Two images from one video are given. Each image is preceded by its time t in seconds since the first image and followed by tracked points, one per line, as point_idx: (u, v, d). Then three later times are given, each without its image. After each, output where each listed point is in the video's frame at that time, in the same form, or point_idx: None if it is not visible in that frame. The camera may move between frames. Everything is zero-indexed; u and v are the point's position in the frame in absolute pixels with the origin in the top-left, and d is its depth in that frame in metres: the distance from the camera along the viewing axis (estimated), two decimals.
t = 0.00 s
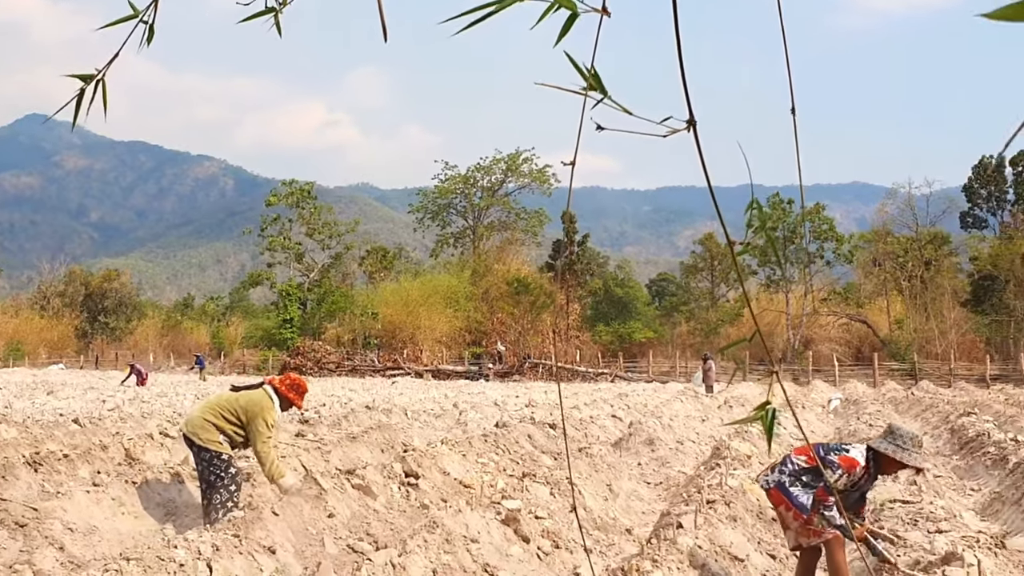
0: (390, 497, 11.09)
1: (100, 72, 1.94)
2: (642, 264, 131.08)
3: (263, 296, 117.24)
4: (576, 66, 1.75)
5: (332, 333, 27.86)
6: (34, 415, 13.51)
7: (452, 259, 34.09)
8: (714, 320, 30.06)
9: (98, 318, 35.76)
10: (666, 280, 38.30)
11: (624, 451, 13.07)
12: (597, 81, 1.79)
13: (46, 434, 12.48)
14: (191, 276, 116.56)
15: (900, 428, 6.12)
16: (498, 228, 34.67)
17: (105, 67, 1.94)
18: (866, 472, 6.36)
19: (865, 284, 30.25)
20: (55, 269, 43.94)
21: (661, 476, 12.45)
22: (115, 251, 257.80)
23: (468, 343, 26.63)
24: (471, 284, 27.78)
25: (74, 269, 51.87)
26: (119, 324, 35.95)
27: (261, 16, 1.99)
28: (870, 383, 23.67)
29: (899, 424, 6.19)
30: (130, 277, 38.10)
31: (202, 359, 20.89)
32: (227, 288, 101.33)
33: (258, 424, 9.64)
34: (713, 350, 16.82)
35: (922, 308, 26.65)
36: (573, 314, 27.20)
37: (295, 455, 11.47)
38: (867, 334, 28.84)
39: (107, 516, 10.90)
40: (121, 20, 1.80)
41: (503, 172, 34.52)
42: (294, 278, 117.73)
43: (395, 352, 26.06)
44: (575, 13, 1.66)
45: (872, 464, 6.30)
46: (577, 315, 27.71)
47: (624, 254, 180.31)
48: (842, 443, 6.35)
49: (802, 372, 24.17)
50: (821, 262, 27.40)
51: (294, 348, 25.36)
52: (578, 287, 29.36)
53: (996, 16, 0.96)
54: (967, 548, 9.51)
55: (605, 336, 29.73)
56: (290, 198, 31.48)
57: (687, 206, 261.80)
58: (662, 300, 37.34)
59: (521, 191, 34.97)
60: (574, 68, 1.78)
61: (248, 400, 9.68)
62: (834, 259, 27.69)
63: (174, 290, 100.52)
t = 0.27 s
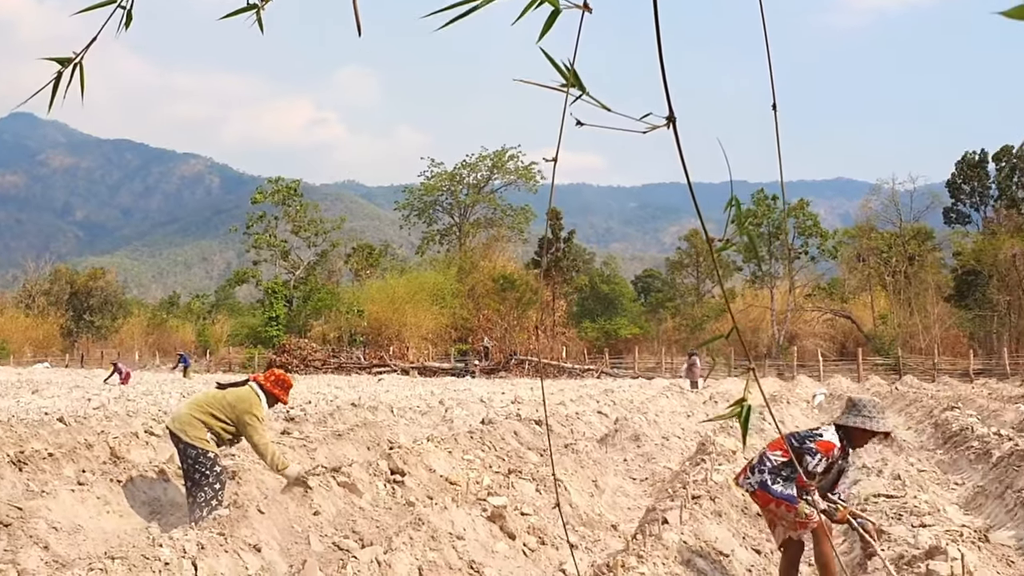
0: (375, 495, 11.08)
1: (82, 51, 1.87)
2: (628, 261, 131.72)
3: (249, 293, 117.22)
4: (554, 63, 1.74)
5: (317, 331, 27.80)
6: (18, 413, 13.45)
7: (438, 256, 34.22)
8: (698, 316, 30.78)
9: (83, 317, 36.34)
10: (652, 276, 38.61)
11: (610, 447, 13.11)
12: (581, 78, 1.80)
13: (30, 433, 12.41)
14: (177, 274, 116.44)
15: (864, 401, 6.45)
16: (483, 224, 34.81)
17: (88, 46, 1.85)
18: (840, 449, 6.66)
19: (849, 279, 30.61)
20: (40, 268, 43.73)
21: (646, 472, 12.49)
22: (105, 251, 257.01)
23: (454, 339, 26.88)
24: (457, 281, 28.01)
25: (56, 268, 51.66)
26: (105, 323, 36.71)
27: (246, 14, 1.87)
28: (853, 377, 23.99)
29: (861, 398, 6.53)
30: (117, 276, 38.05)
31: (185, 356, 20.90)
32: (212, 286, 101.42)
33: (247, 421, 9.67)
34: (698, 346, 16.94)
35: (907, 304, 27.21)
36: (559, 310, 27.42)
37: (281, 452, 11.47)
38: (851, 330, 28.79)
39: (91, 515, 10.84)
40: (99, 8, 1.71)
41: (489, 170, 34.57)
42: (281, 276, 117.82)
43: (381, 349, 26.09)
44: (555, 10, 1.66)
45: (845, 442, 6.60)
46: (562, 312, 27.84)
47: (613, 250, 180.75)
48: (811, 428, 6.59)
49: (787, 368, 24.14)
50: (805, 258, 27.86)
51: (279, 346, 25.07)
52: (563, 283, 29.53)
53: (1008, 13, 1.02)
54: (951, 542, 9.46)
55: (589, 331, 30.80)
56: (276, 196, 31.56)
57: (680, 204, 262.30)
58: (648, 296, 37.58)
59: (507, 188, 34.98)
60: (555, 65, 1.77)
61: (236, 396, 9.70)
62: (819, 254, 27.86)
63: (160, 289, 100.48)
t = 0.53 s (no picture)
0: (362, 492, 11.02)
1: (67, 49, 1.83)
2: (614, 257, 132.33)
3: (235, 291, 117.26)
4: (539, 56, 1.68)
5: (304, 329, 27.78)
6: (3, 412, 13.39)
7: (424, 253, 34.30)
8: (685, 312, 31.10)
9: (69, 315, 36.36)
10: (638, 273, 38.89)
11: (597, 444, 13.14)
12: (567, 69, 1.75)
13: (16, 432, 12.34)
14: (163, 272, 116.34)
15: (851, 387, 6.61)
16: (470, 222, 34.95)
17: (70, 45, 1.82)
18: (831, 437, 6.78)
19: (834, 276, 30.92)
20: (24, 265, 43.48)
21: (633, 468, 12.55)
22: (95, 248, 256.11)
23: (440, 337, 26.91)
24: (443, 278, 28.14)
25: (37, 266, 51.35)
26: (90, 321, 36.81)
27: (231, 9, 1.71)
28: (839, 373, 24.52)
29: (845, 385, 6.70)
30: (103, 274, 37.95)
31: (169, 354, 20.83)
32: (198, 284, 101.46)
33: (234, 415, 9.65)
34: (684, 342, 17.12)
35: (892, 300, 27.67)
36: (546, 307, 27.57)
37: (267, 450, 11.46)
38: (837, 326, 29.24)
39: (78, 513, 10.78)
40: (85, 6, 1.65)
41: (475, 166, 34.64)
42: (269, 273, 117.97)
43: (367, 346, 26.07)
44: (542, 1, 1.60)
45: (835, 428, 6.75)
46: (549, 308, 27.98)
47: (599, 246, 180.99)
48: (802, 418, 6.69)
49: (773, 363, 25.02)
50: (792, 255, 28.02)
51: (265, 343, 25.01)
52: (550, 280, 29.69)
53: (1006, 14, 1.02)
54: (935, 537, 9.45)
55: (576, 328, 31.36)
56: (262, 193, 31.62)
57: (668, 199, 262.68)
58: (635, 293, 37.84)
59: (493, 185, 35.01)
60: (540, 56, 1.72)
61: (223, 391, 9.70)
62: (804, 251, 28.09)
63: (146, 287, 100.33)
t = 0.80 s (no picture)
0: (350, 490, 10.78)
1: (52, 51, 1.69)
2: (601, 252, 132.87)
3: (222, 288, 117.06)
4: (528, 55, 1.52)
5: (292, 326, 27.84)
6: None
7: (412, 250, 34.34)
8: (673, 308, 31.22)
9: (55, 313, 36.34)
10: (626, 270, 39.05)
11: (586, 441, 13.17)
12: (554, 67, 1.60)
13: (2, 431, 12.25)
14: (150, 269, 116.13)
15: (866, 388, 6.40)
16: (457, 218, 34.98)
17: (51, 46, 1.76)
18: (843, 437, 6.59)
19: (821, 272, 31.14)
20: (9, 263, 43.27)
21: (621, 465, 12.58)
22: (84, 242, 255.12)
23: (428, 334, 26.95)
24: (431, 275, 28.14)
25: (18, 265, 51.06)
26: (77, 320, 36.99)
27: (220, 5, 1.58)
28: (825, 369, 24.85)
29: (862, 384, 6.49)
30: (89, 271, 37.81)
31: (155, 352, 20.80)
32: (184, 282, 101.49)
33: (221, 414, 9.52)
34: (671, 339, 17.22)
35: (878, 296, 27.96)
36: (533, 304, 27.70)
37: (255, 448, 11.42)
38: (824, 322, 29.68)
39: (65, 513, 10.70)
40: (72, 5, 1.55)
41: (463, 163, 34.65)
42: (257, 270, 117.91)
43: (355, 344, 26.06)
44: None
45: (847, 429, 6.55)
46: (537, 305, 28.10)
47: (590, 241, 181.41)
48: (814, 414, 6.51)
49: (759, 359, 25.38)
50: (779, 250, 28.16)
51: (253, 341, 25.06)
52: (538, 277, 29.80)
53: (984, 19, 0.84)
54: (923, 532, 9.36)
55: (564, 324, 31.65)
56: (250, 190, 31.60)
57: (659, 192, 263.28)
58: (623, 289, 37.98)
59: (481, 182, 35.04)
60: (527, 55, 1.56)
61: (208, 389, 9.61)
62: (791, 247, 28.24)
63: (133, 284, 100.14)
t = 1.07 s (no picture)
0: (340, 489, 10.78)
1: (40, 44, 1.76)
2: (590, 250, 133.35)
3: (210, 287, 116.87)
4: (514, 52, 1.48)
5: (281, 325, 27.86)
6: None
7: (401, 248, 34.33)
8: (663, 306, 31.29)
9: (42, 312, 36.19)
10: (615, 267, 39.24)
11: (575, 438, 13.20)
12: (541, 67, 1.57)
13: None
14: (138, 268, 115.83)
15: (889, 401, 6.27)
16: (447, 216, 35.02)
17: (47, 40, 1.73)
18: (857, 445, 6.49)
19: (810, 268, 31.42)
20: None
21: (611, 463, 12.61)
22: (73, 239, 254.19)
23: (417, 332, 27.00)
24: (420, 272, 28.15)
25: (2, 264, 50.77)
26: (64, 318, 36.84)
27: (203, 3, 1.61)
28: (814, 366, 25.06)
29: (888, 398, 6.36)
30: (77, 271, 37.65)
31: (142, 352, 20.73)
32: (172, 281, 101.44)
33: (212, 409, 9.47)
34: (661, 336, 17.33)
35: (866, 293, 28.22)
36: (523, 302, 27.75)
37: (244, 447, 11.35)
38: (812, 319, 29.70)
39: (54, 512, 10.61)
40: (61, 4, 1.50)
41: (452, 162, 34.71)
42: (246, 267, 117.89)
43: (345, 343, 26.06)
44: None
45: (862, 437, 6.45)
46: (526, 303, 28.18)
47: (581, 237, 181.72)
48: (832, 417, 6.47)
49: (748, 357, 25.51)
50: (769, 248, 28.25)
51: (241, 340, 25.08)
52: (528, 274, 29.85)
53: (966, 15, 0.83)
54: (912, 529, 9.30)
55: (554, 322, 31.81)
56: (238, 188, 31.55)
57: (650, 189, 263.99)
58: (612, 286, 38.19)
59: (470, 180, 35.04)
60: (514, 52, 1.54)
61: (199, 387, 9.54)
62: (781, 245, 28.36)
63: (121, 283, 99.88)
